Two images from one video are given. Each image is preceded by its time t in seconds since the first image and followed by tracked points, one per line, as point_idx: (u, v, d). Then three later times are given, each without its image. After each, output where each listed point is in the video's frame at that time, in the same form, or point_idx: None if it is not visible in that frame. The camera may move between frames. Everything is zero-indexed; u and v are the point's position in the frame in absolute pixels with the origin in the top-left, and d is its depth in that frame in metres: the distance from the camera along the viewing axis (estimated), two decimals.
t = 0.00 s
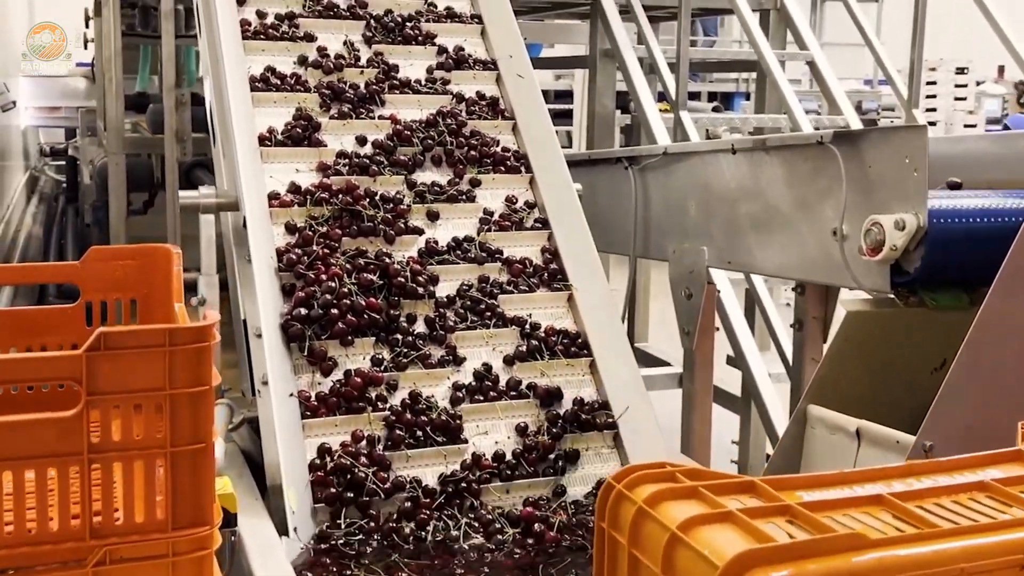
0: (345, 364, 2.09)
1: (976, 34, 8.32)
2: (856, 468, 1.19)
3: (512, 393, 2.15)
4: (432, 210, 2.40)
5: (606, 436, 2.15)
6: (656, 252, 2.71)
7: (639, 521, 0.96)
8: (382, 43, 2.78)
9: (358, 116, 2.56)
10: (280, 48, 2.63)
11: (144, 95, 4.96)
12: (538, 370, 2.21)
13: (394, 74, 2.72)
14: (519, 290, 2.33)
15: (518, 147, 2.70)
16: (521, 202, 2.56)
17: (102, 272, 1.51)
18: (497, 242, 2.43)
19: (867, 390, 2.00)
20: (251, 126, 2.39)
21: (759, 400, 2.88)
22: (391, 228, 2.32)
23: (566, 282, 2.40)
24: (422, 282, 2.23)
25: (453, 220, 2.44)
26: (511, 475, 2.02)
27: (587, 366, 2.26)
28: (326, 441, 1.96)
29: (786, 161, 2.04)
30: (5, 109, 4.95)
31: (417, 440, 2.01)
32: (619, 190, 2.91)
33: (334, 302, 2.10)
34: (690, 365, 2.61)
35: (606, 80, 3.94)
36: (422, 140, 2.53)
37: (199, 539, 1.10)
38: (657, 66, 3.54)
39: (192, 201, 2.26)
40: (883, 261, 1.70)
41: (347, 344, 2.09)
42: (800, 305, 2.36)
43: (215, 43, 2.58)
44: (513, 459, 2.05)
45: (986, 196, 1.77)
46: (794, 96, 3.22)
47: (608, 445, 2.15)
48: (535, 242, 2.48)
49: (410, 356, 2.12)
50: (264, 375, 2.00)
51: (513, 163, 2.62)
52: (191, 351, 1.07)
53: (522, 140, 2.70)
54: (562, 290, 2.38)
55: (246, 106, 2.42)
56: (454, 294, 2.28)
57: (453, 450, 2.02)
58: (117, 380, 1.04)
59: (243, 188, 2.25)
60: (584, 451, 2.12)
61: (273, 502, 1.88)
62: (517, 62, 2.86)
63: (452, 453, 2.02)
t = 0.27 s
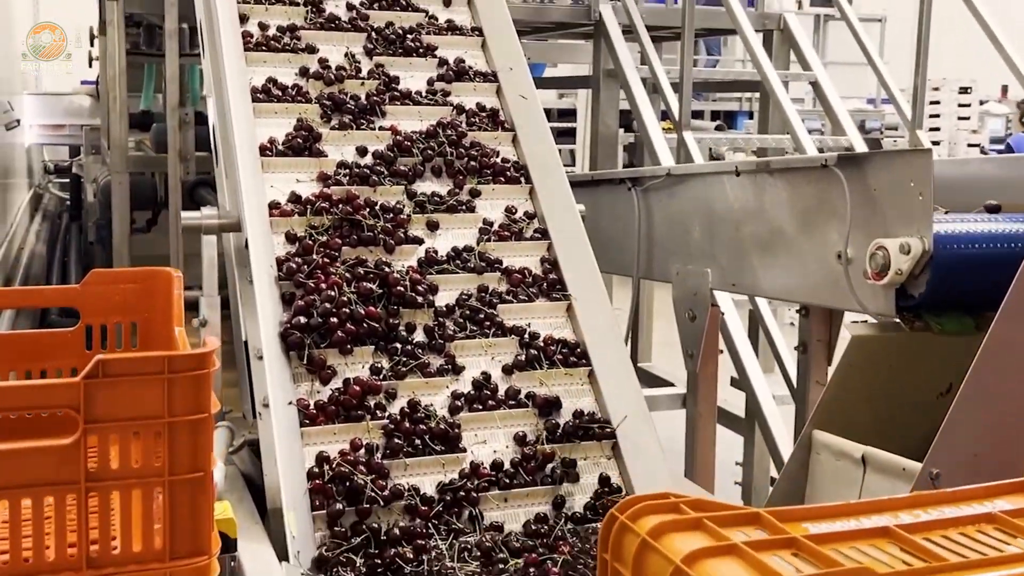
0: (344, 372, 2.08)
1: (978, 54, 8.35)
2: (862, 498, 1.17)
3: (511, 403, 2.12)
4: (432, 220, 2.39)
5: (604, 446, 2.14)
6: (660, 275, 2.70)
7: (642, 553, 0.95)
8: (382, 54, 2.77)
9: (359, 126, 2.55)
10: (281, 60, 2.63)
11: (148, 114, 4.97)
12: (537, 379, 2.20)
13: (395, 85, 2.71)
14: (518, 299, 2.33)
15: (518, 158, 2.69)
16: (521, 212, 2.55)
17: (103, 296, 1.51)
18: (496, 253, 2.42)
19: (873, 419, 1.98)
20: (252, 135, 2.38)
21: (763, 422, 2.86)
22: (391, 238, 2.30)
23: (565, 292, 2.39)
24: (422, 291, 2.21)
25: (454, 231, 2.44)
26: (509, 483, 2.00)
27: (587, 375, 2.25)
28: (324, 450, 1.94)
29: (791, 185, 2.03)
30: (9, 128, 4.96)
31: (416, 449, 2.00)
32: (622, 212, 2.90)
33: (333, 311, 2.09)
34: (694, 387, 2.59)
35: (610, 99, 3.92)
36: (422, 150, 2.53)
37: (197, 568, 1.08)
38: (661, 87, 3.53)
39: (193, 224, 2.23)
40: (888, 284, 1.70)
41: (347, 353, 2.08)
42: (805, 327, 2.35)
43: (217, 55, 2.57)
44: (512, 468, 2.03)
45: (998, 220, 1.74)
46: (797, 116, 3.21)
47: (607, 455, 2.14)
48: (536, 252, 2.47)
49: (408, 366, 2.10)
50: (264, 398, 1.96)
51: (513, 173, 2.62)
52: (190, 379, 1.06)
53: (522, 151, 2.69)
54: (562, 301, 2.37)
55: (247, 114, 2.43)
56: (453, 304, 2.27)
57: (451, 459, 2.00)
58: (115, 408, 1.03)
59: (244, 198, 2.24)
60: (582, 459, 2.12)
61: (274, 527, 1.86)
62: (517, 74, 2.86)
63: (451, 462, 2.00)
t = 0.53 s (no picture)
0: (342, 378, 2.07)
1: (980, 73, 8.36)
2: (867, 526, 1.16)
3: (508, 410, 2.12)
4: (430, 228, 2.39)
5: (602, 453, 2.13)
6: (662, 294, 2.69)
7: None
8: (383, 64, 2.76)
9: (359, 136, 2.54)
10: (282, 69, 2.62)
11: (151, 131, 4.98)
12: (534, 388, 2.19)
13: (395, 95, 2.69)
14: (517, 307, 2.32)
15: (518, 167, 2.69)
16: (519, 221, 2.56)
17: (101, 318, 1.50)
18: (495, 260, 2.43)
19: (877, 441, 1.97)
20: (252, 145, 2.37)
21: (766, 442, 2.84)
22: (390, 245, 2.30)
23: (563, 300, 2.38)
24: (420, 298, 2.21)
25: (453, 239, 2.43)
26: (506, 490, 1.99)
27: (584, 383, 2.24)
28: (322, 455, 1.93)
29: (795, 206, 2.02)
30: (12, 145, 4.96)
31: (414, 455, 1.98)
32: (624, 232, 2.90)
33: (331, 317, 2.08)
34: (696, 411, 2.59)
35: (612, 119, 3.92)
36: (421, 159, 2.52)
37: None
38: (664, 107, 3.53)
39: (195, 242, 2.23)
40: (891, 307, 1.69)
41: (345, 360, 2.07)
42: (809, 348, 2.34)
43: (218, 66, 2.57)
44: (509, 475, 2.01)
45: (1001, 241, 1.73)
46: (800, 136, 3.20)
47: (605, 462, 2.13)
48: (535, 260, 2.47)
49: (406, 374, 2.08)
50: (264, 418, 1.95)
51: (512, 183, 2.62)
52: (187, 404, 1.05)
53: (521, 160, 2.69)
54: (560, 309, 2.37)
55: (247, 123, 2.43)
56: (451, 312, 2.26)
57: (448, 465, 1.98)
58: (111, 433, 1.02)
59: (244, 204, 2.24)
60: (579, 467, 2.11)
61: (274, 551, 1.85)
62: (517, 84, 2.84)
63: (448, 469, 1.98)
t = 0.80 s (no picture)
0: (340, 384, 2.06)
1: (981, 93, 8.38)
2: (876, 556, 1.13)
3: (506, 417, 2.10)
4: (428, 236, 2.38)
5: (599, 459, 2.10)
6: (664, 315, 2.68)
7: None
8: (382, 74, 2.75)
9: (358, 145, 2.55)
10: (282, 79, 2.61)
11: (153, 148, 4.98)
12: (531, 395, 2.17)
13: (394, 105, 2.69)
14: (513, 314, 2.31)
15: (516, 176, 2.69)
16: (516, 229, 2.55)
17: (99, 341, 1.50)
18: (492, 268, 2.41)
19: (880, 463, 1.95)
20: (252, 153, 2.37)
21: (770, 465, 2.82)
22: (388, 253, 2.29)
23: (561, 307, 2.37)
24: (417, 305, 2.19)
25: (450, 246, 2.43)
26: (503, 496, 1.96)
27: (581, 391, 2.22)
28: (319, 461, 1.91)
29: (796, 225, 2.02)
30: (14, 162, 4.96)
31: (410, 461, 1.96)
32: (626, 253, 2.88)
33: (329, 324, 2.07)
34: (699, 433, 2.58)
35: (614, 138, 3.92)
36: (420, 168, 2.51)
37: None
38: (665, 125, 3.52)
39: (195, 262, 2.23)
40: (895, 328, 1.68)
41: (343, 365, 2.06)
42: (812, 370, 2.32)
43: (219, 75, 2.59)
44: (506, 482, 2.00)
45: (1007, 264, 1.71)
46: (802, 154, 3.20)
47: (601, 469, 2.11)
48: (530, 268, 2.46)
49: (402, 381, 2.07)
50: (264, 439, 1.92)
51: (510, 192, 2.60)
52: (183, 430, 1.05)
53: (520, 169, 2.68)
54: (558, 317, 2.35)
55: (247, 132, 2.42)
56: (449, 318, 2.25)
57: (445, 471, 1.96)
58: (107, 458, 1.01)
59: (244, 213, 2.23)
60: (575, 474, 2.09)
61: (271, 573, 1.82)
62: (515, 94, 2.83)
63: (445, 474, 1.96)
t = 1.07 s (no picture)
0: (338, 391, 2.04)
1: (983, 110, 8.39)
2: None
3: (503, 422, 2.10)
4: (428, 243, 2.38)
5: (596, 465, 2.09)
6: (666, 334, 2.67)
7: None
8: (382, 84, 2.75)
9: (358, 153, 2.54)
10: (282, 88, 2.61)
11: (157, 165, 4.98)
12: (529, 401, 2.17)
13: (394, 114, 2.69)
14: (511, 321, 2.30)
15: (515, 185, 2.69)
16: (515, 236, 2.54)
17: (98, 361, 1.49)
18: (490, 276, 2.41)
19: (884, 486, 1.94)
20: (252, 161, 2.37)
21: (774, 487, 2.81)
22: (387, 260, 2.29)
23: (558, 314, 2.36)
24: (416, 312, 2.19)
25: (449, 254, 2.42)
26: (500, 502, 1.95)
27: (578, 398, 2.21)
28: (317, 465, 1.90)
29: (798, 244, 2.01)
30: (18, 179, 4.96)
31: (408, 466, 1.95)
32: (628, 269, 2.88)
33: (328, 329, 2.06)
34: (700, 453, 2.57)
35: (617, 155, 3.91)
36: (419, 176, 2.52)
37: None
38: (667, 142, 3.52)
39: (196, 280, 2.23)
40: (899, 351, 1.66)
41: (341, 371, 2.05)
42: (816, 393, 2.32)
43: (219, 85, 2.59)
44: (503, 487, 1.99)
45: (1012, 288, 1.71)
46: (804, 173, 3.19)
47: (598, 475, 2.09)
48: (526, 276, 2.44)
49: (400, 386, 2.06)
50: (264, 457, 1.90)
51: (509, 200, 2.60)
52: (179, 455, 1.04)
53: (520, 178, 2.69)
54: (556, 323, 2.35)
55: (247, 141, 2.42)
56: (447, 325, 2.25)
57: (442, 477, 1.95)
58: (103, 483, 1.00)
59: (244, 221, 2.22)
60: (572, 480, 2.07)
61: None
62: (514, 104, 2.85)
63: (442, 480, 1.96)
